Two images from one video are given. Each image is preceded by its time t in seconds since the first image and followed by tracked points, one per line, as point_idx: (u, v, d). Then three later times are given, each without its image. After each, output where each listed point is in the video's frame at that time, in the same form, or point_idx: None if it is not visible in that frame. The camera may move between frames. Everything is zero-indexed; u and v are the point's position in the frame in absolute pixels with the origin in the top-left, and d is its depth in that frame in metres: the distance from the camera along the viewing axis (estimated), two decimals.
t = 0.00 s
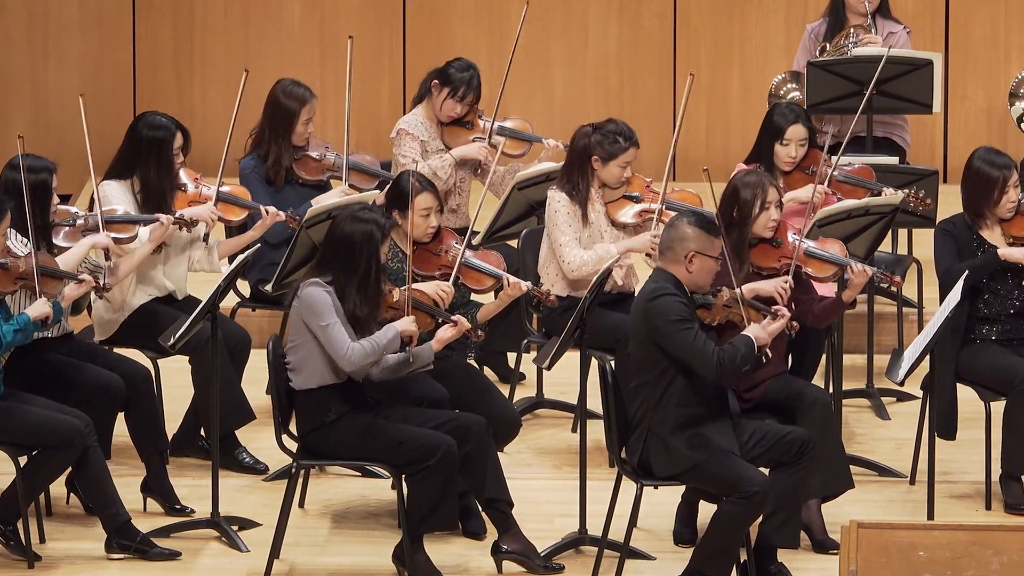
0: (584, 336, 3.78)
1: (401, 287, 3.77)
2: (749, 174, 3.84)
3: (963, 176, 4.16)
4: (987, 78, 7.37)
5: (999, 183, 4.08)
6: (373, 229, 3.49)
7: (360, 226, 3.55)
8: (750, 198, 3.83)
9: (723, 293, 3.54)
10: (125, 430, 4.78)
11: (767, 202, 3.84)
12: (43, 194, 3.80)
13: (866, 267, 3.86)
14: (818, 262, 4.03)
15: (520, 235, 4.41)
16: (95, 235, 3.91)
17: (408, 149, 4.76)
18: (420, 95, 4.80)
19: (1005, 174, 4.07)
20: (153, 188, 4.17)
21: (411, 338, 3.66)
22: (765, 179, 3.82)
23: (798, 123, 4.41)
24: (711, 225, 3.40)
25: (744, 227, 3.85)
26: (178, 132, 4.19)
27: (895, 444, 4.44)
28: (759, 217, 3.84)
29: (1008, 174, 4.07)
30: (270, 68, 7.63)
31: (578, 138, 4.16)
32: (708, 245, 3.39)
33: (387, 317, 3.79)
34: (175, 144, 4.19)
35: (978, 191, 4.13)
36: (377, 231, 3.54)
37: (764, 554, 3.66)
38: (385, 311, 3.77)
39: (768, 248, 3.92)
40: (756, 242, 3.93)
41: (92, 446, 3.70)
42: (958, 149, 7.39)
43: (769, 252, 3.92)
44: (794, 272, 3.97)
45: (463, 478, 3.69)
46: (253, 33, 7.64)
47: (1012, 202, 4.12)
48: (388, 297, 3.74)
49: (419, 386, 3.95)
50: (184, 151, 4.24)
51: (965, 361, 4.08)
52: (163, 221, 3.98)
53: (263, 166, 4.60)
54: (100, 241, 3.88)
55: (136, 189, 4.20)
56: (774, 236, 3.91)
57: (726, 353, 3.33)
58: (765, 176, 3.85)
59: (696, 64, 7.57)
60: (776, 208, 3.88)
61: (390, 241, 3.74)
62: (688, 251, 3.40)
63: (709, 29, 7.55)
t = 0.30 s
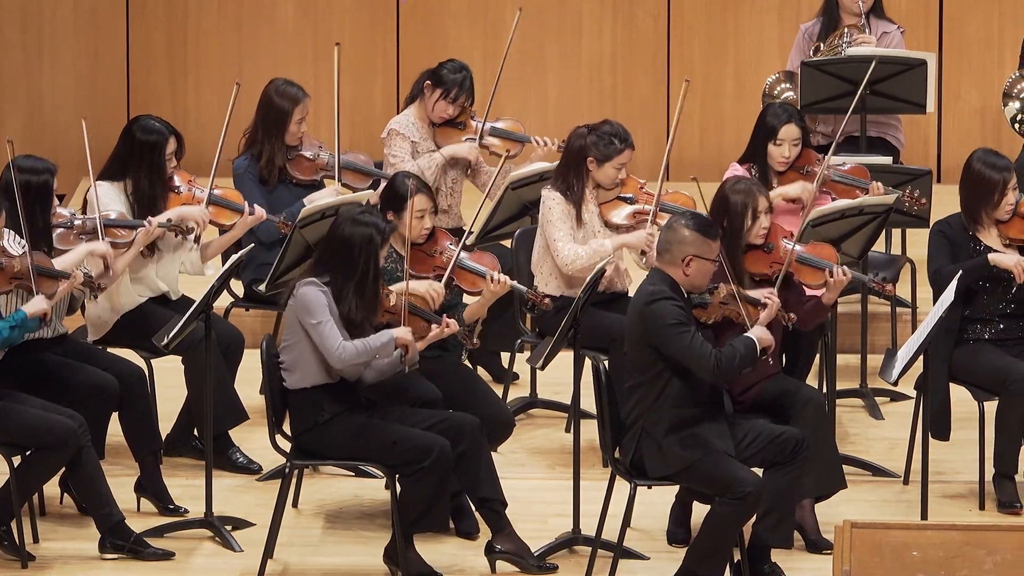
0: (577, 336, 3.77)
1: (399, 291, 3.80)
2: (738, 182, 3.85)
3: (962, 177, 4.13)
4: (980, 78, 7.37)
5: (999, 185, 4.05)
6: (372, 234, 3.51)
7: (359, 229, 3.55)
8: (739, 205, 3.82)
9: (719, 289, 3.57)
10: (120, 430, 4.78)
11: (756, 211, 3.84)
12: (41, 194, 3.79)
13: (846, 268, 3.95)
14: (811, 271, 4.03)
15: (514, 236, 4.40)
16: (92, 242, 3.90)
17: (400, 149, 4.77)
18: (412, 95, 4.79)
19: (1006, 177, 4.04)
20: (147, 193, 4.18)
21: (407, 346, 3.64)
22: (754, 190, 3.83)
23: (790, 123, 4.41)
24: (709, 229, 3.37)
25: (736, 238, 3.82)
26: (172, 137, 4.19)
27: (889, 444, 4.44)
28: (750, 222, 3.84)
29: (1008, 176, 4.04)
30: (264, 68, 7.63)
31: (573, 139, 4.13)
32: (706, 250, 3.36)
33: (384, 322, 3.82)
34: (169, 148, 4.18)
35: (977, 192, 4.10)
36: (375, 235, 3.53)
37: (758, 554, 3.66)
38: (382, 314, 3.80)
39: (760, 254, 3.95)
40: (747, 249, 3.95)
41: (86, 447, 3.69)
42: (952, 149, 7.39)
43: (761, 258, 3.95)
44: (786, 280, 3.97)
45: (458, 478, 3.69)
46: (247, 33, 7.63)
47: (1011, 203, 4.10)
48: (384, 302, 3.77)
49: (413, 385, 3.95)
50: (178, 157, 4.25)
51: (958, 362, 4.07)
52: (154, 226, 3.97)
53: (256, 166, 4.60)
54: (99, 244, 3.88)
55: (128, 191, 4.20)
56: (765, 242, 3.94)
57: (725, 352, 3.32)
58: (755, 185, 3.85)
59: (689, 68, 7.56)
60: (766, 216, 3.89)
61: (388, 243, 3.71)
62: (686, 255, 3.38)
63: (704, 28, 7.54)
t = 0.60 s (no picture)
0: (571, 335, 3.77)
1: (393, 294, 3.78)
2: (728, 173, 3.86)
3: (969, 179, 4.11)
4: (973, 79, 7.37)
5: (1007, 192, 4.04)
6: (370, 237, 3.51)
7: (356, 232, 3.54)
8: (728, 199, 3.83)
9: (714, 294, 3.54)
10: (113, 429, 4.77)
11: (747, 201, 3.83)
12: (36, 196, 3.76)
13: (836, 257, 3.85)
14: (802, 261, 4.04)
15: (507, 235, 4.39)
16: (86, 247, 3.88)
17: (394, 149, 4.78)
18: (405, 95, 4.78)
19: (1016, 183, 4.03)
20: (146, 194, 4.16)
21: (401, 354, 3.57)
22: (744, 177, 3.83)
23: (785, 123, 4.41)
24: (711, 233, 3.37)
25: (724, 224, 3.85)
26: (177, 139, 4.18)
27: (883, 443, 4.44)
28: (740, 212, 3.83)
29: (1017, 182, 4.03)
30: (257, 68, 7.64)
31: (568, 140, 4.14)
32: (705, 253, 3.37)
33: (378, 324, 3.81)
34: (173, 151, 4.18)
35: (985, 195, 4.07)
36: (372, 238, 3.53)
37: (752, 554, 3.67)
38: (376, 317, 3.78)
39: (752, 246, 3.93)
40: (740, 241, 3.94)
41: (80, 447, 3.68)
42: (945, 150, 7.40)
43: (753, 251, 3.93)
44: (776, 268, 3.98)
45: (451, 478, 3.68)
46: (241, 34, 7.65)
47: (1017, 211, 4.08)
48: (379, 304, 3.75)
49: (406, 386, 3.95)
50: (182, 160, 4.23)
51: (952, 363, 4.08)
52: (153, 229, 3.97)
53: (249, 165, 4.59)
54: (91, 251, 3.86)
55: (128, 190, 4.20)
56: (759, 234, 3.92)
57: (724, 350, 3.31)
58: (746, 173, 3.85)
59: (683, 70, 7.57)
60: (759, 205, 3.87)
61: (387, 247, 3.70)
62: (685, 257, 3.38)
63: (697, 28, 7.55)
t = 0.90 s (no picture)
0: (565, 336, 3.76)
1: (388, 295, 3.77)
2: (725, 171, 3.84)
3: (963, 187, 4.08)
4: (968, 79, 7.37)
5: (1001, 202, 4.02)
6: (363, 238, 3.51)
7: (350, 233, 3.53)
8: (725, 195, 3.83)
9: (708, 291, 3.54)
10: (107, 429, 4.77)
11: (745, 199, 3.83)
12: (29, 195, 3.75)
13: (833, 254, 3.86)
14: (798, 258, 4.06)
15: (500, 236, 4.38)
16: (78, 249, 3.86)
17: (385, 147, 4.77)
18: (399, 95, 4.78)
19: (1009, 194, 4.01)
20: (143, 191, 4.17)
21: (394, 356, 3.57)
22: (740, 175, 3.81)
23: (780, 123, 4.41)
24: (699, 235, 3.34)
25: (722, 223, 3.85)
26: (172, 135, 4.16)
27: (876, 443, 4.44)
28: (737, 210, 3.83)
29: (1009, 193, 4.01)
30: (250, 67, 7.63)
31: (561, 139, 4.12)
32: (694, 256, 3.35)
33: (372, 325, 3.79)
34: (169, 147, 4.16)
35: (978, 205, 4.05)
36: (365, 239, 3.52)
37: (746, 554, 3.67)
38: (370, 318, 3.78)
39: (747, 244, 3.92)
40: (736, 239, 3.92)
41: (74, 447, 3.68)
42: (938, 150, 7.40)
43: (747, 248, 3.91)
44: (771, 267, 3.97)
45: (445, 477, 3.69)
46: (235, 34, 7.64)
47: (1011, 220, 4.06)
48: (372, 305, 3.74)
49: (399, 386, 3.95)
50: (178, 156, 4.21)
51: (945, 363, 4.08)
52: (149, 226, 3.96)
53: (243, 165, 4.59)
54: (83, 252, 3.83)
55: (124, 188, 4.20)
56: (755, 233, 3.91)
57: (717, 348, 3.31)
58: (744, 172, 3.84)
59: (676, 72, 7.56)
60: (756, 204, 3.86)
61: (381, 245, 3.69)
62: (675, 261, 3.37)
63: (691, 28, 7.55)
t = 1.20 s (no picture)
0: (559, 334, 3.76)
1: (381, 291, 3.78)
2: (716, 177, 3.84)
3: (947, 189, 4.10)
4: (961, 79, 7.37)
5: (986, 200, 4.03)
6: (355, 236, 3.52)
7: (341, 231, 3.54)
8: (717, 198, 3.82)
9: (699, 287, 3.56)
10: (101, 429, 4.77)
11: (735, 207, 3.83)
12: (18, 193, 3.75)
13: (836, 267, 3.85)
14: (790, 265, 4.04)
15: (494, 235, 4.39)
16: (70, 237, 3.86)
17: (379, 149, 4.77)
18: (391, 95, 4.79)
19: (992, 191, 4.02)
20: (130, 189, 4.17)
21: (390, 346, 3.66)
22: (732, 182, 3.81)
23: (771, 122, 4.41)
24: (685, 231, 3.36)
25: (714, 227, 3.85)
26: (156, 134, 4.16)
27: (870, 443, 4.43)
28: (728, 218, 3.84)
29: (993, 191, 4.02)
30: (244, 67, 7.63)
31: (557, 138, 4.13)
32: (681, 252, 3.36)
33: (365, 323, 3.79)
34: (153, 146, 4.16)
35: (964, 207, 4.06)
36: (357, 236, 3.52)
37: (739, 554, 3.68)
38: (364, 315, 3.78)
39: (739, 249, 3.97)
40: (729, 243, 3.97)
41: (68, 447, 3.68)
42: (932, 150, 7.40)
43: (741, 253, 3.96)
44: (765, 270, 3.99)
45: (439, 477, 3.68)
46: (229, 34, 7.65)
47: (996, 218, 4.08)
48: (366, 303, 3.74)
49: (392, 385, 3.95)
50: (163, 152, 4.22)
51: (937, 363, 4.09)
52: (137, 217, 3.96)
53: (236, 165, 4.59)
54: (76, 239, 3.84)
55: (113, 189, 4.21)
56: (746, 237, 3.95)
57: (704, 353, 3.32)
58: (734, 179, 3.84)
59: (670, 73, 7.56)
60: (747, 210, 3.88)
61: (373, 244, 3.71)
62: (663, 259, 3.37)
63: (684, 28, 7.55)
